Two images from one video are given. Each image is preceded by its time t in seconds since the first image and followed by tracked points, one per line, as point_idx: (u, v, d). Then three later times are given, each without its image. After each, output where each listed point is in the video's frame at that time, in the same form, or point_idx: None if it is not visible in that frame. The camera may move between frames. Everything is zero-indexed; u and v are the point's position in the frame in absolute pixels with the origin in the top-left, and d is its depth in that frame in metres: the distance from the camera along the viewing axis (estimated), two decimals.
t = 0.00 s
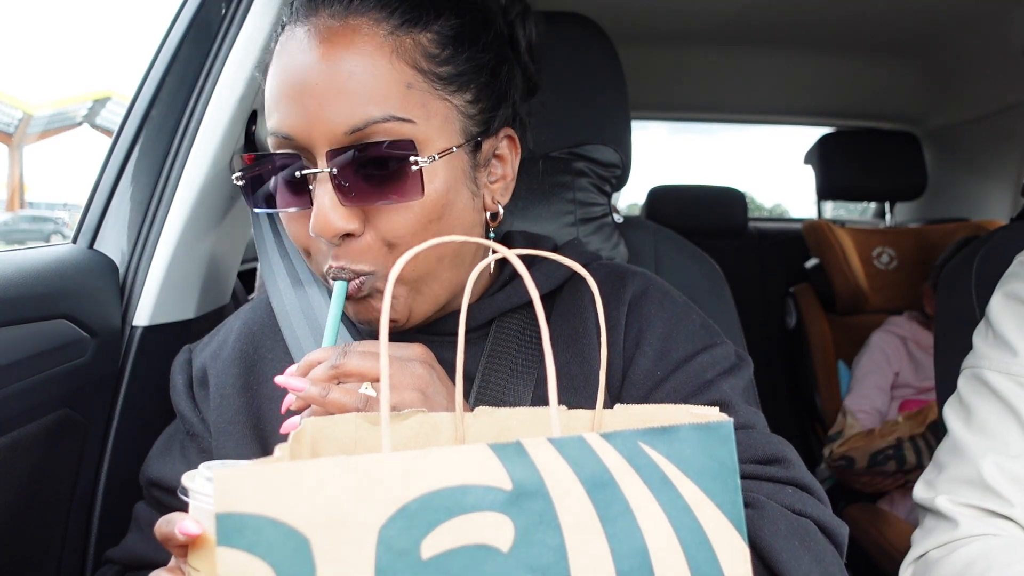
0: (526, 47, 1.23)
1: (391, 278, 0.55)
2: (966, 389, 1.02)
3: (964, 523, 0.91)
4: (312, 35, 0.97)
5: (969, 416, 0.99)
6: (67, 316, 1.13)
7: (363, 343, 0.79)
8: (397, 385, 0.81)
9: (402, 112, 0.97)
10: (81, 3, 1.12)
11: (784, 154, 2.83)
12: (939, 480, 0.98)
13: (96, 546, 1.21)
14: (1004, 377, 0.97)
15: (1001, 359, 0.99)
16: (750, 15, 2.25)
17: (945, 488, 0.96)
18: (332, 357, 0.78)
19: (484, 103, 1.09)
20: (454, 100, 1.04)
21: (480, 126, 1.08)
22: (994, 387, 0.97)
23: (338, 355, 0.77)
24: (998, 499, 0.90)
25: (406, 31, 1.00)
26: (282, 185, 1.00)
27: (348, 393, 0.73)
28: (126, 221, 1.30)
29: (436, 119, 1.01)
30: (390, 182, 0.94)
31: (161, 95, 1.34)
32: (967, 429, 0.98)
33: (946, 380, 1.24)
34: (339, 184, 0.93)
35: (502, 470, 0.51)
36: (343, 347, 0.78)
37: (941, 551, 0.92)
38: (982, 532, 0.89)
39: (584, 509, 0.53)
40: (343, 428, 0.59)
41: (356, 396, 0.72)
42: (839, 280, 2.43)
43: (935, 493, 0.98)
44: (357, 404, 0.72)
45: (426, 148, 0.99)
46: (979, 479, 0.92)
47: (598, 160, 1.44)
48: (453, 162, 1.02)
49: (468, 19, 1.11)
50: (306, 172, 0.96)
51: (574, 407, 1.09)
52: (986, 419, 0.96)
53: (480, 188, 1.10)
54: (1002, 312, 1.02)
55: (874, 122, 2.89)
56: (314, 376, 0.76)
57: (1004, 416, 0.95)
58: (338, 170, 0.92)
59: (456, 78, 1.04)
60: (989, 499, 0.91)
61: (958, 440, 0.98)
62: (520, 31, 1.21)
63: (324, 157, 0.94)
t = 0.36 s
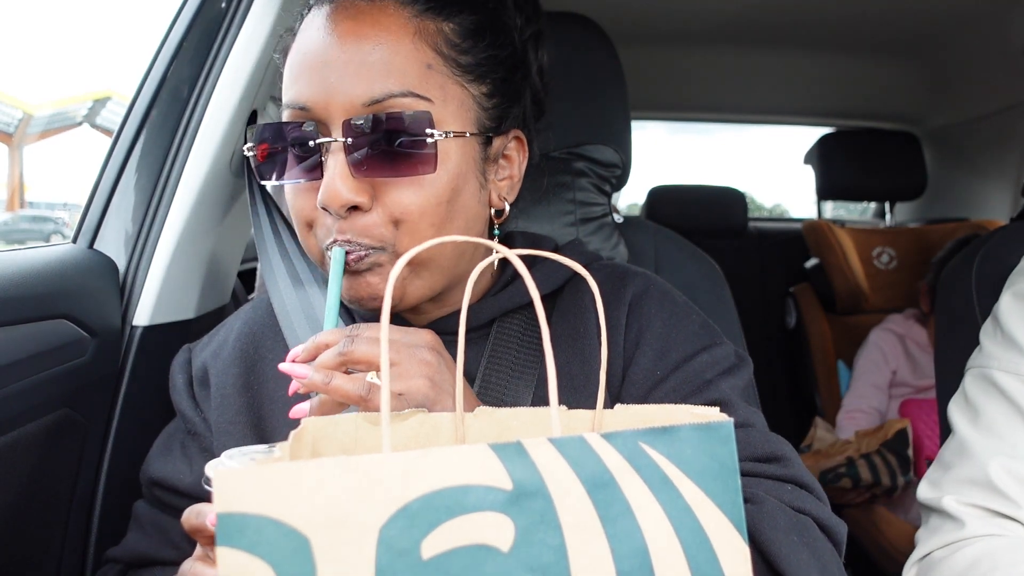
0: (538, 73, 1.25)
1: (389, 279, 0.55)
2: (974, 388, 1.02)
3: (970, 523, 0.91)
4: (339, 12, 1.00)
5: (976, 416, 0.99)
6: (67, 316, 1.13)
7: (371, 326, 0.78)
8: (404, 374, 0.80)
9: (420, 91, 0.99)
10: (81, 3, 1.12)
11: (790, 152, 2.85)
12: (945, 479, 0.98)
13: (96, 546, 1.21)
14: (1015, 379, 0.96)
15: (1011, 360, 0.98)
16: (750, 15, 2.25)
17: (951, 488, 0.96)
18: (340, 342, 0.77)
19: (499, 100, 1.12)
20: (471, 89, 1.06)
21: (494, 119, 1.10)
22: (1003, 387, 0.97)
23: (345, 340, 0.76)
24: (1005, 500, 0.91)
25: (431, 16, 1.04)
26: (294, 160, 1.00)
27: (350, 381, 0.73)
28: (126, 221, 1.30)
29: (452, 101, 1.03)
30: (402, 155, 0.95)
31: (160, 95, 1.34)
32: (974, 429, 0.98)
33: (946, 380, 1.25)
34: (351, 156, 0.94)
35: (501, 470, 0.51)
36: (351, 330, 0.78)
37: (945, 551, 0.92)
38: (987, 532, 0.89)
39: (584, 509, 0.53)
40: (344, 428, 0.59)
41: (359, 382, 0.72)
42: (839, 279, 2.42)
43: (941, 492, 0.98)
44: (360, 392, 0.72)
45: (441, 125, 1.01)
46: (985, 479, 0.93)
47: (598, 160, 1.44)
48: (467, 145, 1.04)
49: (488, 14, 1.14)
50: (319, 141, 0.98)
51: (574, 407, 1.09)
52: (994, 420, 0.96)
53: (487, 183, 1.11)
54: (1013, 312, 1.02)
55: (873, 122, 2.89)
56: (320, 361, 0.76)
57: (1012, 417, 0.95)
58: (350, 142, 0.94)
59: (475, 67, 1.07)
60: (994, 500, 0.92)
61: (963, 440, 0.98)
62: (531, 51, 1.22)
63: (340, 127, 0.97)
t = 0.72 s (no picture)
0: (528, 68, 1.23)
1: (398, 277, 0.54)
2: (976, 388, 1.02)
3: (971, 523, 0.91)
4: (354, 24, 1.00)
5: (977, 416, 0.99)
6: (66, 316, 1.13)
7: (365, 321, 0.79)
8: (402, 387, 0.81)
9: (441, 102, 1.00)
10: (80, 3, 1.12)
11: (789, 152, 2.84)
12: (946, 479, 0.98)
13: (96, 547, 1.21)
14: (1016, 378, 0.96)
15: (1013, 359, 0.98)
16: (751, 14, 2.25)
17: (952, 488, 0.97)
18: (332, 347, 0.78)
19: (505, 104, 1.13)
20: (484, 97, 1.08)
21: (501, 124, 1.12)
22: (1004, 387, 0.97)
23: (337, 353, 0.77)
24: (1005, 500, 0.91)
25: (445, 26, 1.04)
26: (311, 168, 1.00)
27: (352, 408, 0.75)
28: (125, 221, 1.30)
29: (466, 111, 1.05)
30: (430, 163, 0.97)
31: (160, 95, 1.34)
32: (975, 429, 0.98)
33: (948, 381, 1.25)
34: (378, 165, 0.95)
35: (507, 473, 0.51)
36: (344, 328, 0.78)
37: (945, 551, 0.92)
38: (989, 532, 0.90)
39: (590, 513, 0.53)
40: (346, 430, 0.59)
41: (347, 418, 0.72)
42: (839, 278, 2.42)
43: (942, 492, 0.98)
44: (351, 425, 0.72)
45: (460, 135, 1.03)
46: (986, 479, 0.93)
47: (598, 160, 1.44)
48: (481, 153, 1.06)
49: (495, 22, 1.14)
50: (344, 151, 0.97)
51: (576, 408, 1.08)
52: (994, 419, 0.96)
53: (498, 185, 1.14)
54: (1015, 311, 1.02)
55: (874, 122, 2.89)
56: (308, 372, 0.77)
57: (1013, 417, 0.95)
58: (376, 151, 0.95)
59: (487, 76, 1.08)
60: (994, 499, 0.92)
61: (964, 439, 0.98)
62: (524, 51, 1.21)
63: (364, 138, 0.97)
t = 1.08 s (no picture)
0: (527, 73, 1.23)
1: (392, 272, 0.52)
2: (977, 387, 1.02)
3: (972, 523, 0.91)
4: (346, 41, 1.01)
5: (978, 416, 0.99)
6: (67, 316, 1.13)
7: (337, 293, 0.78)
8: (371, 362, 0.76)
9: (429, 113, 1.01)
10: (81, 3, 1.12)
11: (788, 152, 2.84)
12: (947, 479, 0.98)
13: (97, 547, 1.21)
14: (1017, 378, 0.96)
15: (1014, 359, 0.98)
16: (750, 14, 2.26)
17: (953, 488, 0.97)
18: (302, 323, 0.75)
19: (497, 111, 1.13)
20: (473, 105, 1.08)
21: (493, 130, 1.12)
22: (1005, 387, 0.97)
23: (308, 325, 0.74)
24: (1006, 500, 0.91)
25: (433, 39, 1.05)
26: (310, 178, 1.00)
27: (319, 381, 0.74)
28: (126, 220, 1.30)
29: (457, 121, 1.05)
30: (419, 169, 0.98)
31: (161, 95, 1.34)
32: (975, 429, 0.98)
33: (947, 381, 1.25)
34: (370, 173, 0.96)
35: (504, 481, 0.51)
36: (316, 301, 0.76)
37: (945, 551, 0.93)
38: (990, 533, 0.90)
39: (586, 518, 0.53)
40: (340, 435, 0.58)
41: (315, 388, 0.69)
42: (838, 279, 2.43)
43: (943, 492, 0.98)
44: (317, 397, 0.69)
45: (445, 142, 1.02)
46: (987, 479, 0.93)
47: (598, 160, 1.44)
48: (470, 159, 1.06)
49: (489, 33, 1.15)
50: (339, 161, 0.98)
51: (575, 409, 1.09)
52: (995, 419, 0.96)
53: (490, 189, 1.14)
54: (1015, 311, 1.01)
55: (874, 122, 2.89)
56: (278, 346, 0.73)
57: (1014, 417, 0.95)
58: (369, 161, 0.95)
59: (476, 84, 1.08)
60: (994, 499, 0.92)
61: (965, 439, 0.98)
62: (521, 56, 1.21)
63: (356, 148, 0.97)
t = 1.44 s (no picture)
0: (527, 71, 1.23)
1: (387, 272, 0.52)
2: (977, 388, 1.02)
3: (972, 523, 0.91)
4: (349, 43, 1.01)
5: (978, 416, 0.99)
6: (67, 316, 1.13)
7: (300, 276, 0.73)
8: (345, 341, 0.72)
9: (430, 114, 1.01)
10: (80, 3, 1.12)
11: (788, 152, 2.85)
12: (947, 480, 0.98)
13: (97, 547, 1.21)
14: (1016, 379, 0.96)
15: (1014, 360, 0.98)
16: (752, 14, 2.25)
17: (952, 489, 0.96)
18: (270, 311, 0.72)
19: (499, 112, 1.13)
20: (474, 106, 1.08)
21: (494, 131, 1.12)
22: (1005, 388, 0.97)
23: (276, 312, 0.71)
24: (1005, 500, 0.91)
25: (435, 40, 1.05)
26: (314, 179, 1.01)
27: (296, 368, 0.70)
28: (126, 220, 1.30)
29: (458, 122, 1.05)
30: (422, 171, 0.98)
31: (160, 95, 1.34)
32: (975, 429, 0.98)
33: (947, 382, 1.25)
34: (372, 175, 0.96)
35: (499, 484, 0.51)
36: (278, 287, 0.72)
37: (945, 552, 0.93)
38: (990, 533, 0.90)
39: (582, 519, 0.53)
40: (336, 439, 0.58)
41: (286, 376, 0.65)
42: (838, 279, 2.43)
43: (943, 493, 0.98)
44: (292, 386, 0.65)
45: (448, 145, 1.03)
46: (987, 480, 0.93)
47: (597, 160, 1.44)
48: (471, 159, 1.06)
49: (490, 33, 1.15)
50: (342, 163, 0.98)
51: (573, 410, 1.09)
52: (995, 419, 0.96)
53: (492, 188, 1.14)
54: (1014, 312, 1.01)
55: (874, 122, 2.89)
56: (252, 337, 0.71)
57: (1014, 417, 0.95)
58: (372, 162, 0.96)
59: (477, 85, 1.08)
60: (995, 500, 0.92)
61: (965, 439, 0.98)
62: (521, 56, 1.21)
63: (360, 151, 0.98)
